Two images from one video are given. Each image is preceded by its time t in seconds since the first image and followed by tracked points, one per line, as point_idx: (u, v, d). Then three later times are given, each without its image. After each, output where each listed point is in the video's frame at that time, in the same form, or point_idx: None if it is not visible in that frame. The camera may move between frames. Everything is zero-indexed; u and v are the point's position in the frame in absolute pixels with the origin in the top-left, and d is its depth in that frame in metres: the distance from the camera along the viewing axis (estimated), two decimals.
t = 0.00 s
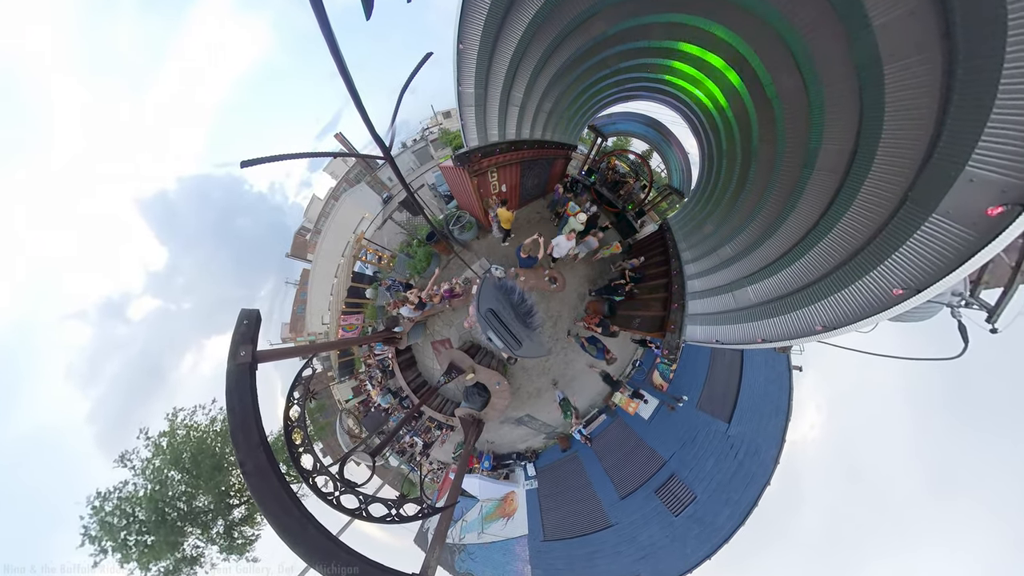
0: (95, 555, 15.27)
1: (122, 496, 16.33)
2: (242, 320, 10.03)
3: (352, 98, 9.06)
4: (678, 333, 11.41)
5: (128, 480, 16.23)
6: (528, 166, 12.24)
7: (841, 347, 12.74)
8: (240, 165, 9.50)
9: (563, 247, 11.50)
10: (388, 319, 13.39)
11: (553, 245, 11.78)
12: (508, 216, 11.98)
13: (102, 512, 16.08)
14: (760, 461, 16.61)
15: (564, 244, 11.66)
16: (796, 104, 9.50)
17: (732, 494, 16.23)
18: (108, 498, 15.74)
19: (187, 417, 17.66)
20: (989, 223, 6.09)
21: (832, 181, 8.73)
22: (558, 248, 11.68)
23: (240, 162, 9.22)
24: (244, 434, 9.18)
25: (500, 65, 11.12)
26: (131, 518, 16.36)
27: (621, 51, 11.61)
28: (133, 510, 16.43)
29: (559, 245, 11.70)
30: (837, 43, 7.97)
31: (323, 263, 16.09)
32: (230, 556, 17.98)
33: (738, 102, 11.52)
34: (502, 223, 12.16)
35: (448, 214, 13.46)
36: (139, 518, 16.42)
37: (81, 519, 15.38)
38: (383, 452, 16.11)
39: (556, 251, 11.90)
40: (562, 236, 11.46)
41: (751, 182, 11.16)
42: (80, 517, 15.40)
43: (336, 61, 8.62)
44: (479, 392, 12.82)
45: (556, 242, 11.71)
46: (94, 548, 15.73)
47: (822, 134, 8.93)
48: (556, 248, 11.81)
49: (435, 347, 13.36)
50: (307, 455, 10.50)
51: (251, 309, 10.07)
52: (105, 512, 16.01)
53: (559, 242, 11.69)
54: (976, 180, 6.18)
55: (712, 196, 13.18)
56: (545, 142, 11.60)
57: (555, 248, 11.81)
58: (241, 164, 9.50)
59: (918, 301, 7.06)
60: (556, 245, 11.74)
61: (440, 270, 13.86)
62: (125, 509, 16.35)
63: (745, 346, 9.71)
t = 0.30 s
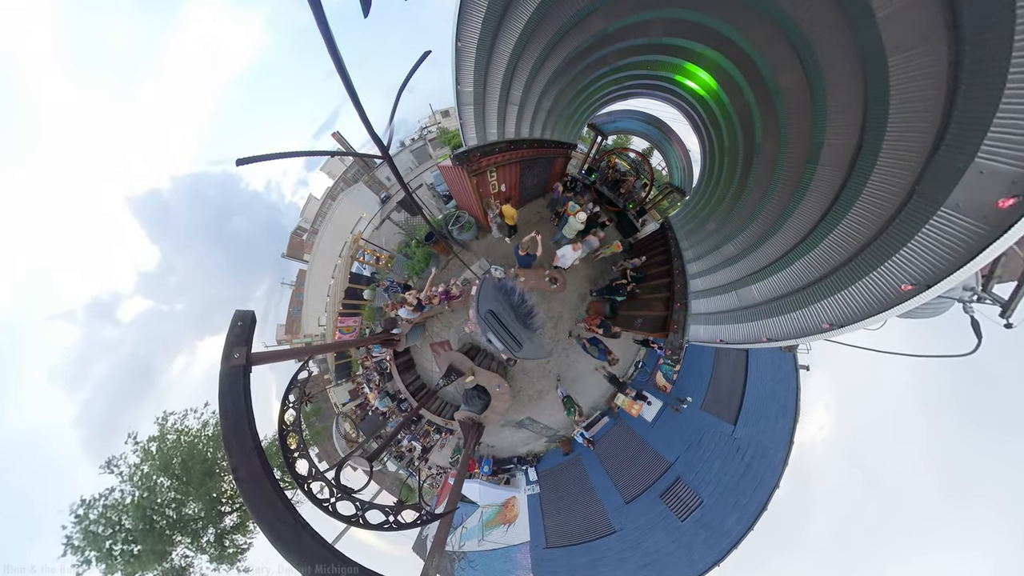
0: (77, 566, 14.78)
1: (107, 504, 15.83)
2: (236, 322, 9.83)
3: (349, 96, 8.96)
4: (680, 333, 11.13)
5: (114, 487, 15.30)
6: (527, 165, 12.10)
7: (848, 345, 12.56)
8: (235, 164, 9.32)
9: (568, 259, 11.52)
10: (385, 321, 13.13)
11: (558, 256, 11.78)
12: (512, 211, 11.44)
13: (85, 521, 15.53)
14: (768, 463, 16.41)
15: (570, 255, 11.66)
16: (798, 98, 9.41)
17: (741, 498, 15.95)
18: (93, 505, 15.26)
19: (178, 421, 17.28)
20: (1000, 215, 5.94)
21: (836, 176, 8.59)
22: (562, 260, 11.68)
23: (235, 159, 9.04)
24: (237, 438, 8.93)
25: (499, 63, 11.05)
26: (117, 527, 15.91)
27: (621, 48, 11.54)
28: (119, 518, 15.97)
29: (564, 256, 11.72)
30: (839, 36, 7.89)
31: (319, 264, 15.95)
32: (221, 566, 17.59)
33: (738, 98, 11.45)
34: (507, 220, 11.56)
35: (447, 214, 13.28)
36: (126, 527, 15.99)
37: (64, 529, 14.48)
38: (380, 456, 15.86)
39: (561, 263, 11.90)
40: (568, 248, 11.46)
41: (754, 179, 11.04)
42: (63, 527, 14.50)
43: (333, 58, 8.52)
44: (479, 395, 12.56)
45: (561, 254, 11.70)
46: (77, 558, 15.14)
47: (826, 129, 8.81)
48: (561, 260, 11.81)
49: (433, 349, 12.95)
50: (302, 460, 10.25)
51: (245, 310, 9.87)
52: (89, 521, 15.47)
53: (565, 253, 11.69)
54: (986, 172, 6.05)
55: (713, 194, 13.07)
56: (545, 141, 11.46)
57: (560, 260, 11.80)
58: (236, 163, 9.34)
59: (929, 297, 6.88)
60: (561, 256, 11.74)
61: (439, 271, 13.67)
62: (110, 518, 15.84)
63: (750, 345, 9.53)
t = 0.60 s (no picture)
0: None
1: (91, 513, 15.38)
2: (230, 324, 9.59)
3: (347, 94, 8.92)
4: (685, 333, 10.87)
5: (99, 495, 14.84)
6: (527, 164, 11.98)
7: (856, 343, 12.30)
8: (229, 164, 9.15)
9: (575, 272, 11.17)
10: (383, 323, 12.89)
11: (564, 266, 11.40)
12: (517, 209, 11.47)
13: (68, 531, 15.12)
14: (777, 466, 16.12)
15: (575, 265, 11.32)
16: (800, 92, 9.29)
17: (749, 502, 15.62)
18: (77, 514, 14.86)
19: (168, 426, 16.88)
20: (1013, 207, 5.77)
21: (841, 171, 8.44)
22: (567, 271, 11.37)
23: (228, 159, 8.86)
24: (230, 443, 8.66)
25: (498, 61, 10.96)
26: (101, 537, 15.44)
27: (621, 45, 11.47)
28: (104, 528, 15.55)
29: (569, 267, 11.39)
30: (843, 27, 7.78)
31: (316, 262, 15.99)
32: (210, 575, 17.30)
33: (740, 94, 11.35)
34: (512, 217, 11.64)
35: (447, 214, 13.10)
36: (110, 536, 15.57)
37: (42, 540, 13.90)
38: (378, 461, 15.65)
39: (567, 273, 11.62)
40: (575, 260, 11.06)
41: (756, 175, 10.91)
42: (43, 538, 13.95)
43: (329, 55, 8.40)
44: (479, 398, 12.33)
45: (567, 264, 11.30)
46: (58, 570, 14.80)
47: (830, 123, 8.68)
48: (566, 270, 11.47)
49: (432, 353, 13.00)
50: (297, 465, 9.97)
51: (239, 311, 9.65)
52: (71, 531, 15.04)
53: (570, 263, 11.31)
54: (996, 163, 5.89)
55: (715, 192, 12.93)
56: (544, 140, 11.34)
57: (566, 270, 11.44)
58: (230, 162, 9.15)
59: (940, 292, 6.70)
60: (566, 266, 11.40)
61: (438, 271, 13.48)
62: (94, 527, 15.40)
63: (756, 344, 9.33)
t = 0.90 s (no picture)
0: None
1: (73, 522, 14.92)
2: (223, 325, 9.34)
3: (344, 92, 8.80)
4: (688, 333, 10.81)
5: (83, 503, 14.33)
6: (526, 164, 11.86)
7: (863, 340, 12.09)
8: (226, 159, 8.92)
9: (582, 287, 11.11)
10: (381, 324, 12.62)
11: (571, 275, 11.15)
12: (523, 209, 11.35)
13: (48, 542, 14.63)
14: (785, 469, 15.87)
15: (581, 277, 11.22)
16: (803, 87, 9.17)
17: (758, 506, 15.32)
18: (57, 524, 14.38)
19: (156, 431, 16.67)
20: None
21: (846, 166, 8.27)
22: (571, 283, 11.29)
23: (223, 156, 8.62)
24: (222, 448, 8.38)
25: (497, 59, 10.87)
26: (84, 548, 14.93)
27: (621, 42, 11.39)
28: (86, 538, 15.07)
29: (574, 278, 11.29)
30: (848, 18, 7.65)
31: (313, 262, 16.05)
32: None
33: (741, 89, 11.25)
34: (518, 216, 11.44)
35: (445, 214, 12.89)
36: (93, 547, 15.03)
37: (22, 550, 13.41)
38: (375, 468, 15.28)
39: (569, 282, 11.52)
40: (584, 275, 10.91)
41: (759, 172, 10.78)
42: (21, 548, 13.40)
43: (325, 51, 8.26)
44: (479, 401, 12.05)
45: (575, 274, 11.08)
46: None
47: (834, 117, 8.54)
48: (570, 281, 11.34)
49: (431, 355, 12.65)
50: (291, 471, 9.67)
51: (233, 313, 9.41)
52: (51, 542, 14.55)
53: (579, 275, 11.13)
54: (1006, 154, 5.72)
55: (717, 190, 12.79)
56: (543, 139, 11.19)
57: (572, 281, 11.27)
58: (227, 157, 8.92)
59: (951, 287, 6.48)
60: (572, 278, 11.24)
61: (437, 272, 13.27)
62: (75, 538, 14.91)
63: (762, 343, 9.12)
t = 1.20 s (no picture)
0: None
1: (54, 532, 14.31)
2: (215, 328, 9.08)
3: (339, 90, 8.66)
4: (692, 333, 10.49)
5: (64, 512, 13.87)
6: (525, 163, 11.71)
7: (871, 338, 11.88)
8: (216, 158, 8.51)
9: (583, 302, 10.77)
10: (379, 326, 12.37)
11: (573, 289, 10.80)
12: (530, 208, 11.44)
13: (24, 554, 13.90)
14: (796, 472, 15.49)
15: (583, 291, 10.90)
16: (807, 81, 9.04)
17: (769, 512, 14.94)
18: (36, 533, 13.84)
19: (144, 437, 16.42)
20: None
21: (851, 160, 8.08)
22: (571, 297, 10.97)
23: (216, 154, 8.35)
24: (213, 454, 8.08)
25: (495, 57, 10.77)
26: (63, 560, 14.21)
27: (620, 39, 11.29)
28: (67, 549, 14.38)
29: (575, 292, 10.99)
30: (852, 10, 7.53)
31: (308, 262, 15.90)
32: None
33: (743, 85, 11.17)
34: (524, 214, 11.50)
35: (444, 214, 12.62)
36: (74, 559, 14.34)
37: None
38: (372, 474, 14.91)
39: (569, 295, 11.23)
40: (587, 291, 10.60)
41: (761, 168, 10.63)
42: None
43: (321, 47, 8.10)
44: (479, 404, 11.80)
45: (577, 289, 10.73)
46: None
47: (837, 111, 8.40)
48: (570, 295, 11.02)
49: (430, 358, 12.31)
50: (285, 478, 9.36)
51: (226, 314, 9.16)
52: (28, 553, 13.78)
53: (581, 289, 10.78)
54: (1018, 143, 5.47)
55: (719, 187, 12.66)
56: (542, 138, 11.06)
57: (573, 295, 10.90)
58: (217, 156, 8.51)
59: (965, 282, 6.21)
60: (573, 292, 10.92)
61: (435, 273, 13.06)
62: (54, 549, 14.12)
63: (768, 343, 8.94)
